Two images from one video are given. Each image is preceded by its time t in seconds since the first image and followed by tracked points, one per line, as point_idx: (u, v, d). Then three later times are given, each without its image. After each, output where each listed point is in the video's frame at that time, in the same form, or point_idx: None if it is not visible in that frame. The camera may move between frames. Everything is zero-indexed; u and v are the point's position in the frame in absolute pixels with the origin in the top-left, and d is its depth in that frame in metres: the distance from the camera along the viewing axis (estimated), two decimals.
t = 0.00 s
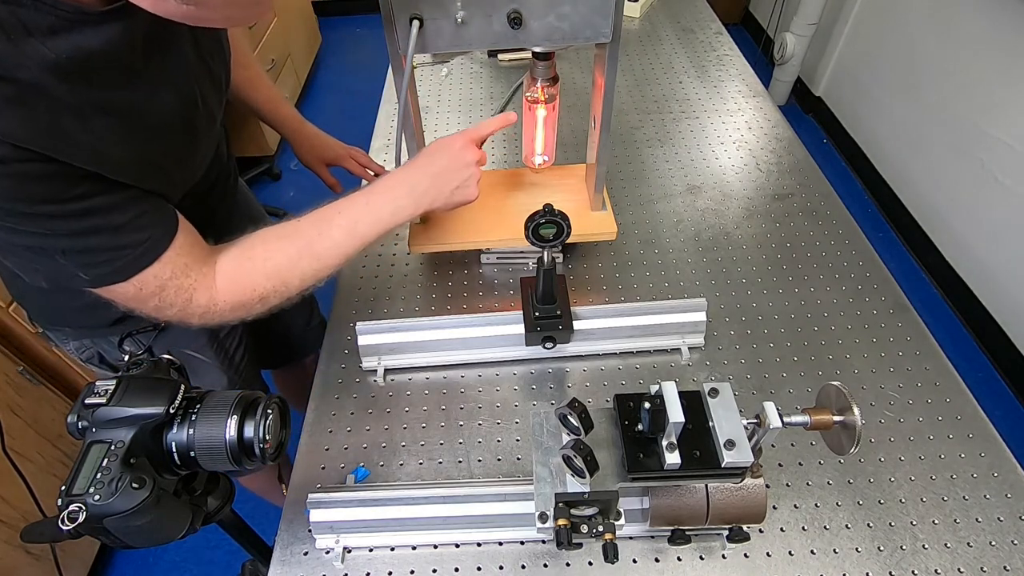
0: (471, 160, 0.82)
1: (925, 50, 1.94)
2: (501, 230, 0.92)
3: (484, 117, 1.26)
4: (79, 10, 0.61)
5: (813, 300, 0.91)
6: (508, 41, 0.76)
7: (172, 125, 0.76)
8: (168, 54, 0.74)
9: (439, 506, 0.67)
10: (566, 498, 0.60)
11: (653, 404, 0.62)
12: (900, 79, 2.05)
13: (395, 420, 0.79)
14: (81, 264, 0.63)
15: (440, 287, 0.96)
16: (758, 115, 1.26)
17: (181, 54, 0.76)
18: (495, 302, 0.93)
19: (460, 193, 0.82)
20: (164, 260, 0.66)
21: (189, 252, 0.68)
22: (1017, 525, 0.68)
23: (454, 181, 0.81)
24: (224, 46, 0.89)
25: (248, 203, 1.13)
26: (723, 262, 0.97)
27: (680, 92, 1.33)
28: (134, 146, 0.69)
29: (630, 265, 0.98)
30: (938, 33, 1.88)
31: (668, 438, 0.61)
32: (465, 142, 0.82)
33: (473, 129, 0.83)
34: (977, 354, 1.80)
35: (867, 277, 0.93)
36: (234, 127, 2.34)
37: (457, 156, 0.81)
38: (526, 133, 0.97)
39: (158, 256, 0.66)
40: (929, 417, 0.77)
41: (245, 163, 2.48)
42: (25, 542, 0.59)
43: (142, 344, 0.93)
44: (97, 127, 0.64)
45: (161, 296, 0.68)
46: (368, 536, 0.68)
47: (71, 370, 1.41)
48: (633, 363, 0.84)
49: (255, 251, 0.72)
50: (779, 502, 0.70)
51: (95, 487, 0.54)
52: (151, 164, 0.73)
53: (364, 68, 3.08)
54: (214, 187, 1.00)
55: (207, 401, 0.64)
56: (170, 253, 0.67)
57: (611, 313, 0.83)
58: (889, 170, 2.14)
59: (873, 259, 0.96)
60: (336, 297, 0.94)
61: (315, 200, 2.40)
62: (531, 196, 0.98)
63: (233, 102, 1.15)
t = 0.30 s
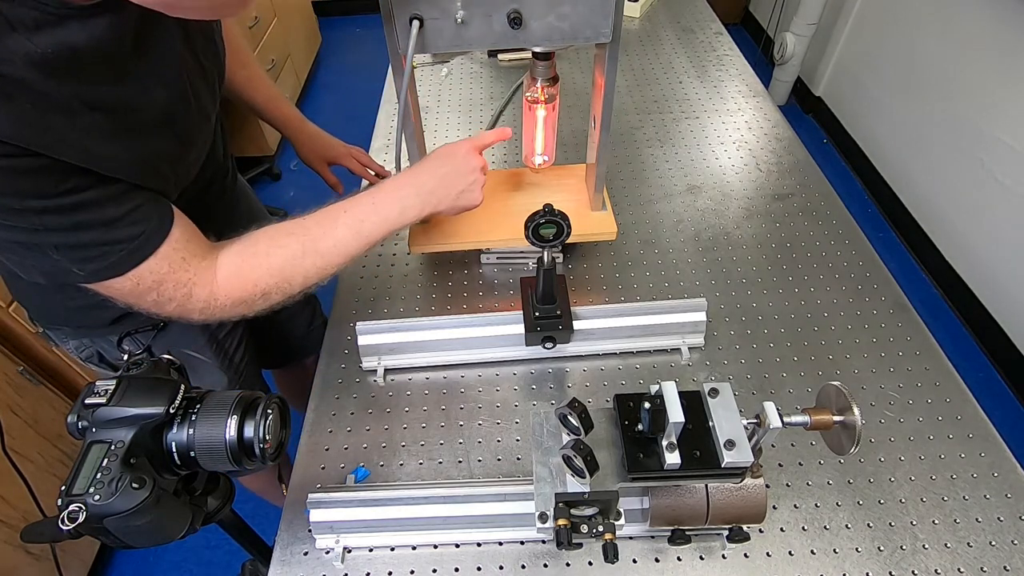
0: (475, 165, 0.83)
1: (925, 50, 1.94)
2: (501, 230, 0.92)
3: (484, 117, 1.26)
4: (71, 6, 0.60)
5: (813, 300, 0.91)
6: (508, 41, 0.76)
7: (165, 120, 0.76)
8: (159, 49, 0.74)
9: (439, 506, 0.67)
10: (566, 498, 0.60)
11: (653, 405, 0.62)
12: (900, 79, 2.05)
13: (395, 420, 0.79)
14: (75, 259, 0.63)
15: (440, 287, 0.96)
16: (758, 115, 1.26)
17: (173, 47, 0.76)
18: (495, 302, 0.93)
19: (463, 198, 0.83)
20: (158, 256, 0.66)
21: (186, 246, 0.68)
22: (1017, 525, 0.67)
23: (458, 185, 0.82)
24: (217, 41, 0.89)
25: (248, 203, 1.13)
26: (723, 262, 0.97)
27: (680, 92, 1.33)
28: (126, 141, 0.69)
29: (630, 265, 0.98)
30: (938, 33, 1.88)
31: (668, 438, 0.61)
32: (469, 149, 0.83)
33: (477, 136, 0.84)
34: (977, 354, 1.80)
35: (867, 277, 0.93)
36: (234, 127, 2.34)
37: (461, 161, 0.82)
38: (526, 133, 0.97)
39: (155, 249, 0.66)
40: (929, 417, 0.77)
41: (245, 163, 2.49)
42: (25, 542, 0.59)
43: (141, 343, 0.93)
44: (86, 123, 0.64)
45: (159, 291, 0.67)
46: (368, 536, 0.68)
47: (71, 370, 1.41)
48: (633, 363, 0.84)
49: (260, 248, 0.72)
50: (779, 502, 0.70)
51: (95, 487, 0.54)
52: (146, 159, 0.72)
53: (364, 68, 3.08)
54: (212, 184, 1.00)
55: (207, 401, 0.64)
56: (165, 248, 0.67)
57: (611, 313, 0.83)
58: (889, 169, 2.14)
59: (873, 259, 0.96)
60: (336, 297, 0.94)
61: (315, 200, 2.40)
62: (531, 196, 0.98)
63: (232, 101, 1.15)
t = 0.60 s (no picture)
0: (479, 173, 0.83)
1: (924, 50, 1.94)
2: (501, 230, 0.92)
3: (484, 117, 1.26)
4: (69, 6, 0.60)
5: (814, 301, 0.91)
6: (508, 41, 0.76)
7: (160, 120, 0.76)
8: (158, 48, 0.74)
9: (439, 506, 0.67)
10: (566, 498, 0.60)
11: (653, 405, 0.62)
12: (900, 79, 2.05)
13: (395, 420, 0.79)
14: (75, 256, 0.64)
15: (440, 287, 0.96)
16: (758, 115, 1.26)
17: (173, 46, 0.76)
18: (495, 302, 0.93)
19: (465, 207, 0.83)
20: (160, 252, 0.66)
21: (185, 244, 0.68)
22: (1017, 525, 0.67)
23: (462, 192, 0.82)
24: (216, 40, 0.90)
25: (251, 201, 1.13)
26: (723, 262, 0.97)
27: (681, 92, 1.33)
28: (125, 140, 0.69)
29: (630, 265, 0.98)
30: (938, 33, 1.88)
31: (668, 438, 0.61)
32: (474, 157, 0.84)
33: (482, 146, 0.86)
34: (977, 354, 1.80)
35: (867, 277, 0.93)
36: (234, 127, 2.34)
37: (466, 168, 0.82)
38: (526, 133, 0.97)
39: (156, 246, 0.66)
40: (929, 417, 0.77)
41: (245, 163, 2.49)
42: (25, 542, 0.59)
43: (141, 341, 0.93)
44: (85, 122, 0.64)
45: (158, 288, 0.67)
46: (368, 536, 0.68)
47: (71, 370, 1.41)
48: (633, 363, 0.84)
49: (260, 247, 0.73)
50: (779, 502, 0.70)
51: (95, 487, 0.54)
52: (146, 159, 0.72)
53: (364, 68, 3.08)
54: (211, 183, 0.99)
55: (207, 401, 0.64)
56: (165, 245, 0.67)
57: (611, 313, 0.83)
58: (889, 170, 2.14)
59: (873, 259, 0.96)
60: (336, 297, 0.94)
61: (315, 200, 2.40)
62: (531, 197, 0.98)
63: (232, 101, 1.15)
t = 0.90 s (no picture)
0: (286, 297, 0.78)
1: (925, 49, 1.93)
2: (501, 230, 0.92)
3: (484, 117, 1.26)
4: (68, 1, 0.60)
5: (814, 300, 0.91)
6: (508, 41, 0.76)
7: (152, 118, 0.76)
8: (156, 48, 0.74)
9: (439, 506, 0.67)
10: (566, 498, 0.60)
11: (653, 405, 0.62)
12: (900, 79, 2.05)
13: (396, 420, 0.79)
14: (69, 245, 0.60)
15: (440, 287, 0.96)
16: (758, 115, 1.26)
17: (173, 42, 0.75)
18: (495, 302, 0.93)
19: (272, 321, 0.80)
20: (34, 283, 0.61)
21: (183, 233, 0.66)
22: (1017, 525, 0.67)
23: (268, 302, 0.78)
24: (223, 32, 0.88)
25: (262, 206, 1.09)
26: (723, 262, 0.97)
27: (680, 92, 1.33)
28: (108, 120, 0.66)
29: (630, 265, 0.98)
30: (938, 33, 1.88)
31: (668, 438, 0.61)
32: (294, 274, 0.79)
33: (303, 262, 0.80)
34: (977, 354, 1.80)
35: (867, 277, 0.93)
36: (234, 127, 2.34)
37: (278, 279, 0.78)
38: (526, 133, 0.97)
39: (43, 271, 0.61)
40: (929, 417, 0.77)
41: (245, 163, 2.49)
42: (25, 542, 0.59)
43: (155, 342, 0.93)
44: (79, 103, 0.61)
45: None
46: (368, 536, 0.68)
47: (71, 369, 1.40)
48: (633, 363, 0.84)
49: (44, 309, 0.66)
50: (779, 502, 0.70)
51: (95, 487, 0.54)
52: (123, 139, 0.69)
53: (364, 69, 3.08)
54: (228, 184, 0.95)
55: (207, 401, 0.64)
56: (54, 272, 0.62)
57: (611, 313, 0.83)
58: (889, 169, 2.14)
59: (873, 258, 0.96)
60: (336, 297, 0.94)
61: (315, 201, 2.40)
62: (531, 197, 0.98)
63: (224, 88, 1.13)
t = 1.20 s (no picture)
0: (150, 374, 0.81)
1: (925, 48, 1.93)
2: (501, 231, 0.92)
3: (484, 117, 1.26)
4: None
5: (814, 301, 0.91)
6: (508, 41, 0.76)
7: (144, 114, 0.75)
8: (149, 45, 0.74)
9: (439, 506, 0.67)
10: (566, 498, 0.60)
11: (653, 405, 0.62)
12: (900, 79, 2.05)
13: (396, 420, 0.79)
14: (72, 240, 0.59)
15: (440, 287, 0.96)
16: (758, 115, 1.26)
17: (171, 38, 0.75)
18: (495, 302, 0.93)
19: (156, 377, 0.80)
20: None
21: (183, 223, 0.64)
22: (1017, 525, 0.67)
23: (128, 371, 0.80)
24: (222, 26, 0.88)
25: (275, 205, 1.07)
26: (723, 262, 0.97)
27: (681, 92, 1.33)
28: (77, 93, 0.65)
29: (630, 265, 0.98)
30: (938, 33, 1.88)
31: (668, 438, 0.61)
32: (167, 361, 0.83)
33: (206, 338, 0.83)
34: (977, 354, 1.80)
35: (867, 277, 0.93)
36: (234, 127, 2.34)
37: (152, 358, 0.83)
38: (526, 133, 0.97)
39: None
40: (929, 417, 0.77)
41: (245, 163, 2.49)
42: (25, 542, 0.59)
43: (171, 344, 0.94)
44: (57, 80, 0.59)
45: None
46: (368, 536, 0.68)
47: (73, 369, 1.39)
48: (633, 363, 0.84)
49: None
50: (779, 502, 0.70)
51: (95, 487, 0.54)
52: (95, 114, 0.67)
53: (365, 69, 3.08)
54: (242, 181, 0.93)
55: (207, 401, 0.64)
56: None
57: (610, 313, 0.83)
58: (889, 170, 2.14)
59: (873, 258, 0.96)
60: (336, 297, 0.94)
61: (315, 201, 2.40)
62: (531, 197, 0.98)
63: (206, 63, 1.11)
